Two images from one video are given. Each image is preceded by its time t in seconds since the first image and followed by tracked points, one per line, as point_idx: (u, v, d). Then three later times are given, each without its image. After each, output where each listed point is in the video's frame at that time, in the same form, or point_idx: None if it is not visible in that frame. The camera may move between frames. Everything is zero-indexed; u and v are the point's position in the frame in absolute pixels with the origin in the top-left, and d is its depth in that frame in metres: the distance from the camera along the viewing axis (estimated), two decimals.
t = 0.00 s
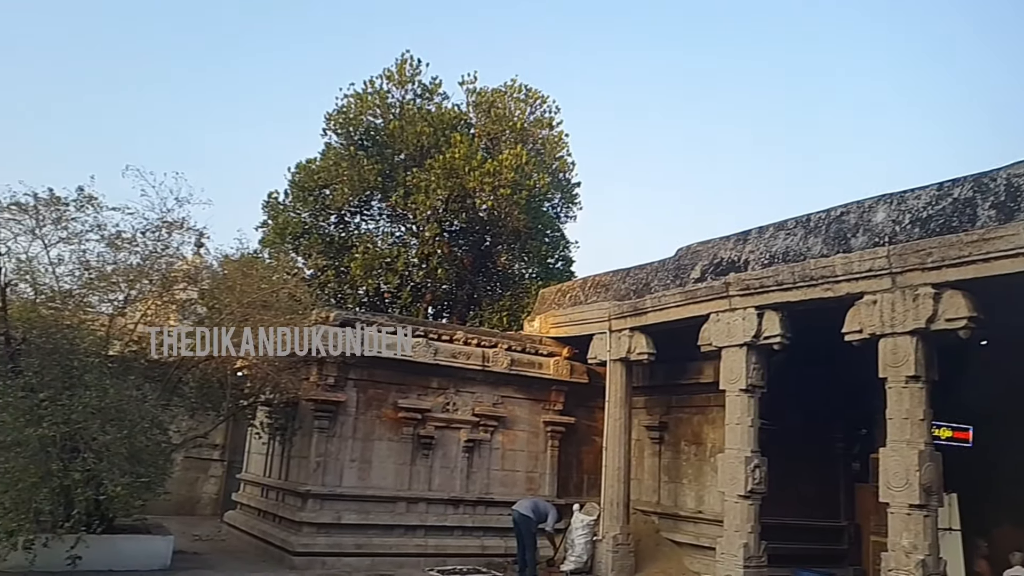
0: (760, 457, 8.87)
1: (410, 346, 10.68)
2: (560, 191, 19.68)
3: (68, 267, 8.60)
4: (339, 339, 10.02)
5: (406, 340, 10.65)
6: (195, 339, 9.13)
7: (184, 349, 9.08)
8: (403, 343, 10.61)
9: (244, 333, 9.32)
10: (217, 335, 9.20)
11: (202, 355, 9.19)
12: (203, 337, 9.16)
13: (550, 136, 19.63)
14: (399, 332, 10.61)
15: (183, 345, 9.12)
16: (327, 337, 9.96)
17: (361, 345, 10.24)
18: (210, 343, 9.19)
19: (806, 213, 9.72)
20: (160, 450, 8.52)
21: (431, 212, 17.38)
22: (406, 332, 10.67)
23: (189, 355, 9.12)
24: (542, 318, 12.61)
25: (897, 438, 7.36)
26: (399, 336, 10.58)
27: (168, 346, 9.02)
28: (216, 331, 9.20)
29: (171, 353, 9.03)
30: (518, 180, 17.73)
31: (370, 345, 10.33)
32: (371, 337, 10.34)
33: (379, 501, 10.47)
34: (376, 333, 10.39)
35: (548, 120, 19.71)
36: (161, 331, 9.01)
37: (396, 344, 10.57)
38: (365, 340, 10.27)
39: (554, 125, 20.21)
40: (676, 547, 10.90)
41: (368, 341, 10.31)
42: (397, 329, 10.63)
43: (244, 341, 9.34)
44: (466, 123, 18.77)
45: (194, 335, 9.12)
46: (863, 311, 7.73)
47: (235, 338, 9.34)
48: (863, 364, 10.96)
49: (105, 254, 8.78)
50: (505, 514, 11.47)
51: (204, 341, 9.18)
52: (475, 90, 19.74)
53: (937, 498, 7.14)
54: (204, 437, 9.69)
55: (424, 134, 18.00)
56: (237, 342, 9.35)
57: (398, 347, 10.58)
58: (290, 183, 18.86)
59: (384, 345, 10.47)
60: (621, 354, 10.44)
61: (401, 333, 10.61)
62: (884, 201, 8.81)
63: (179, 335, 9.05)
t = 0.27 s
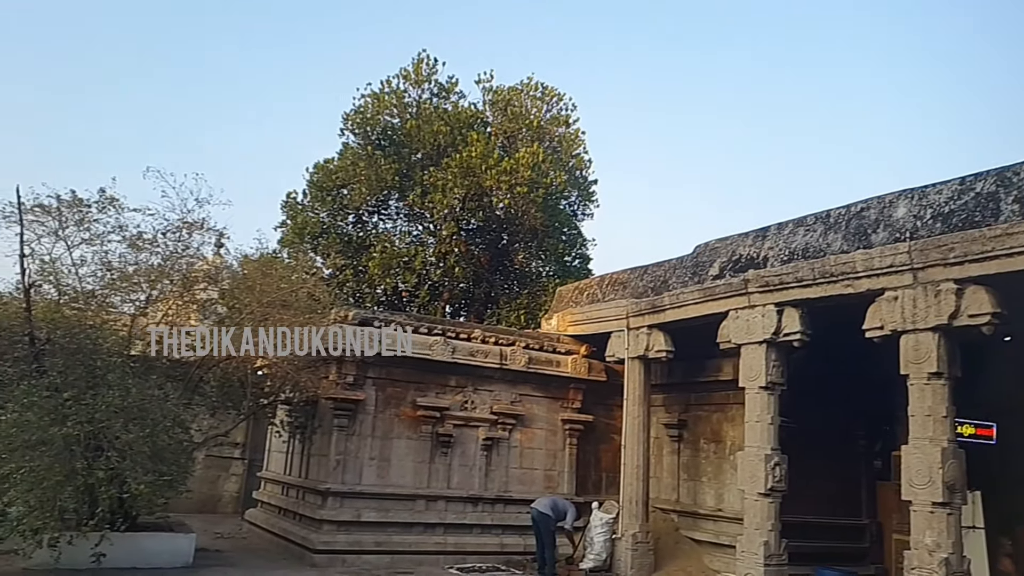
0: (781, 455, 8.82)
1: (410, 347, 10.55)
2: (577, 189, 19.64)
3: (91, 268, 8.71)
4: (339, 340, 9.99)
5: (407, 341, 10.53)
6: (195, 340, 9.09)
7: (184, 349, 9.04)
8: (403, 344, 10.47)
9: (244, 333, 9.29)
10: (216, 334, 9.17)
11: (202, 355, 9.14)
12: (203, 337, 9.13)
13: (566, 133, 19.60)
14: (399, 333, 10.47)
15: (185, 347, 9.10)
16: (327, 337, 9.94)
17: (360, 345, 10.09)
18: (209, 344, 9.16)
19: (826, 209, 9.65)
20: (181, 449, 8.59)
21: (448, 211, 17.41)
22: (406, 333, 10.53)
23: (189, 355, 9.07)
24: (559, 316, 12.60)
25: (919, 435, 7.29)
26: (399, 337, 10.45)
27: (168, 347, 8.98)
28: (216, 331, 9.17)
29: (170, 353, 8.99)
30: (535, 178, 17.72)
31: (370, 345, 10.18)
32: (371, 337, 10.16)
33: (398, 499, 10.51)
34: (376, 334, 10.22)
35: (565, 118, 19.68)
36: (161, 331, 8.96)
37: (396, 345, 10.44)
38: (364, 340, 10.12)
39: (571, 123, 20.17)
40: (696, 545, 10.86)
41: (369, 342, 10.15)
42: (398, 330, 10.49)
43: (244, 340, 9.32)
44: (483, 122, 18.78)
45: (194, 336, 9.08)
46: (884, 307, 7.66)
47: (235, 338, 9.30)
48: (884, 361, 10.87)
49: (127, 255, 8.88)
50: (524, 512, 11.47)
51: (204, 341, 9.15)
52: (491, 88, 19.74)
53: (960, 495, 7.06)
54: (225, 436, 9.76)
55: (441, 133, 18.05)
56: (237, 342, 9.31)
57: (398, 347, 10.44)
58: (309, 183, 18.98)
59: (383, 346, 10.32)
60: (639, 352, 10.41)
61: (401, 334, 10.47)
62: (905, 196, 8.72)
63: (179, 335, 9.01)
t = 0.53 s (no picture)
0: (799, 452, 8.76)
1: (410, 346, 10.38)
2: (592, 186, 19.60)
3: (110, 268, 8.88)
4: (340, 340, 9.93)
5: (407, 341, 10.38)
6: (195, 339, 9.01)
7: (184, 349, 8.94)
8: (403, 345, 10.34)
9: (244, 333, 9.21)
10: (216, 334, 9.12)
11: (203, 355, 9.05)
12: (203, 337, 9.06)
13: (582, 131, 19.55)
14: (399, 334, 10.33)
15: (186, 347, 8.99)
16: (328, 337, 9.86)
17: (360, 345, 10.09)
18: (209, 344, 9.10)
19: (844, 205, 9.57)
20: (201, 447, 8.67)
21: (464, 209, 17.44)
22: (406, 333, 10.36)
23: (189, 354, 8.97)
24: (575, 314, 12.58)
25: (940, 433, 7.22)
26: (399, 338, 10.31)
27: (168, 346, 8.89)
28: (216, 330, 9.12)
29: (170, 352, 8.90)
30: (550, 175, 17.71)
31: (370, 345, 10.16)
32: (372, 337, 10.16)
33: (415, 497, 10.54)
34: (376, 333, 10.19)
35: (580, 115, 19.63)
36: (161, 331, 8.88)
37: (396, 345, 10.30)
38: (365, 340, 10.12)
39: (586, 120, 20.12)
40: (714, 544, 10.81)
41: (369, 342, 10.14)
42: (398, 330, 10.34)
43: (244, 340, 9.22)
44: (498, 120, 18.79)
45: (194, 335, 9.00)
46: (904, 303, 7.58)
47: (235, 337, 9.23)
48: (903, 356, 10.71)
49: (145, 255, 9.01)
50: (541, 510, 11.47)
51: (204, 340, 9.07)
52: (506, 86, 19.74)
53: (982, 493, 6.99)
54: (243, 435, 9.81)
55: (457, 131, 18.08)
56: (237, 342, 9.24)
57: (398, 348, 10.29)
58: (325, 183, 19.06)
59: (383, 346, 10.20)
60: (656, 349, 10.36)
61: (402, 335, 10.32)
62: (925, 191, 8.62)
63: (179, 335, 8.93)
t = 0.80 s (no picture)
0: (816, 450, 8.71)
1: (409, 346, 10.35)
2: (606, 184, 19.55)
3: (128, 269, 8.96)
4: (340, 340, 9.80)
5: (406, 340, 10.37)
6: (195, 340, 9.02)
7: (184, 349, 8.94)
8: (403, 345, 10.32)
9: (244, 333, 9.22)
10: (216, 333, 9.14)
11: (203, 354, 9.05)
12: (203, 336, 9.06)
13: (595, 128, 19.52)
14: (399, 334, 10.30)
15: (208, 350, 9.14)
16: (328, 338, 9.71)
17: (360, 344, 10.02)
18: (209, 344, 9.09)
19: (860, 201, 9.50)
20: (218, 446, 8.72)
21: (477, 208, 17.45)
22: (405, 333, 10.35)
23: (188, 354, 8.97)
24: (589, 312, 12.56)
25: (959, 430, 7.15)
26: (398, 338, 10.28)
27: (169, 346, 8.83)
28: (216, 330, 9.13)
29: (170, 352, 8.84)
30: (564, 173, 17.69)
31: (369, 344, 10.10)
32: (371, 336, 10.08)
33: (431, 495, 10.57)
34: (376, 333, 10.14)
35: (593, 113, 19.60)
36: (161, 331, 8.82)
37: (396, 345, 10.28)
38: (364, 339, 10.05)
39: (600, 117, 20.07)
40: (730, 542, 10.76)
41: (368, 342, 10.09)
42: (397, 329, 10.30)
43: (243, 339, 9.21)
44: (511, 118, 18.80)
45: (194, 336, 9.01)
46: (921, 299, 7.52)
47: (235, 336, 9.26)
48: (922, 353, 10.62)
49: (162, 255, 9.08)
50: (557, 508, 11.46)
51: (204, 340, 9.07)
52: (520, 85, 19.73)
53: (1002, 491, 6.93)
54: (261, 433, 9.88)
55: (470, 130, 18.10)
56: (237, 341, 9.26)
57: (397, 348, 10.27)
58: (339, 182, 19.13)
59: (383, 346, 10.16)
60: (671, 347, 10.33)
61: (401, 334, 10.30)
62: (942, 186, 8.55)
63: (179, 335, 8.93)
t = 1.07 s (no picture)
0: (830, 449, 8.67)
1: (409, 347, 10.30)
2: (617, 182, 19.52)
3: (142, 270, 9.05)
4: (340, 340, 9.72)
5: (407, 340, 10.31)
6: (195, 340, 8.93)
7: (185, 348, 8.82)
8: (403, 346, 10.27)
9: (244, 333, 9.23)
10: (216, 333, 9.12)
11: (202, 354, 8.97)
12: (203, 337, 9.01)
13: (606, 126, 19.48)
14: (399, 334, 10.24)
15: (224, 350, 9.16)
16: (328, 338, 9.64)
17: (360, 345, 9.92)
18: (210, 345, 9.05)
19: (874, 198, 9.44)
20: (232, 445, 8.75)
21: (489, 207, 17.45)
22: (405, 333, 10.29)
23: (188, 354, 8.84)
24: (601, 311, 12.55)
25: (974, 428, 7.09)
26: (398, 338, 10.23)
27: (168, 346, 8.71)
28: (216, 331, 9.10)
29: (170, 353, 8.69)
30: (575, 172, 17.67)
31: (369, 344, 10.02)
32: (371, 336, 10.00)
33: (443, 494, 10.59)
34: (376, 334, 10.05)
35: (604, 111, 19.56)
36: (161, 331, 8.74)
37: (396, 345, 10.25)
38: (364, 339, 9.95)
39: (611, 116, 20.04)
40: (744, 541, 10.72)
41: (368, 342, 9.99)
42: (397, 329, 10.25)
43: (244, 340, 9.22)
44: (522, 117, 18.80)
45: (194, 336, 8.92)
46: (936, 297, 7.46)
47: (235, 337, 9.27)
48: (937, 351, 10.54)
49: (176, 256, 9.13)
50: (569, 507, 11.45)
51: (204, 340, 9.00)
52: (530, 84, 19.73)
53: (1019, 489, 6.87)
54: (274, 433, 9.92)
55: (481, 129, 18.11)
56: (237, 342, 9.25)
57: (397, 349, 10.24)
58: (351, 182, 19.18)
59: (382, 347, 10.13)
60: (683, 346, 10.30)
61: (400, 335, 10.24)
62: (957, 182, 8.48)
63: (179, 335, 8.80)
